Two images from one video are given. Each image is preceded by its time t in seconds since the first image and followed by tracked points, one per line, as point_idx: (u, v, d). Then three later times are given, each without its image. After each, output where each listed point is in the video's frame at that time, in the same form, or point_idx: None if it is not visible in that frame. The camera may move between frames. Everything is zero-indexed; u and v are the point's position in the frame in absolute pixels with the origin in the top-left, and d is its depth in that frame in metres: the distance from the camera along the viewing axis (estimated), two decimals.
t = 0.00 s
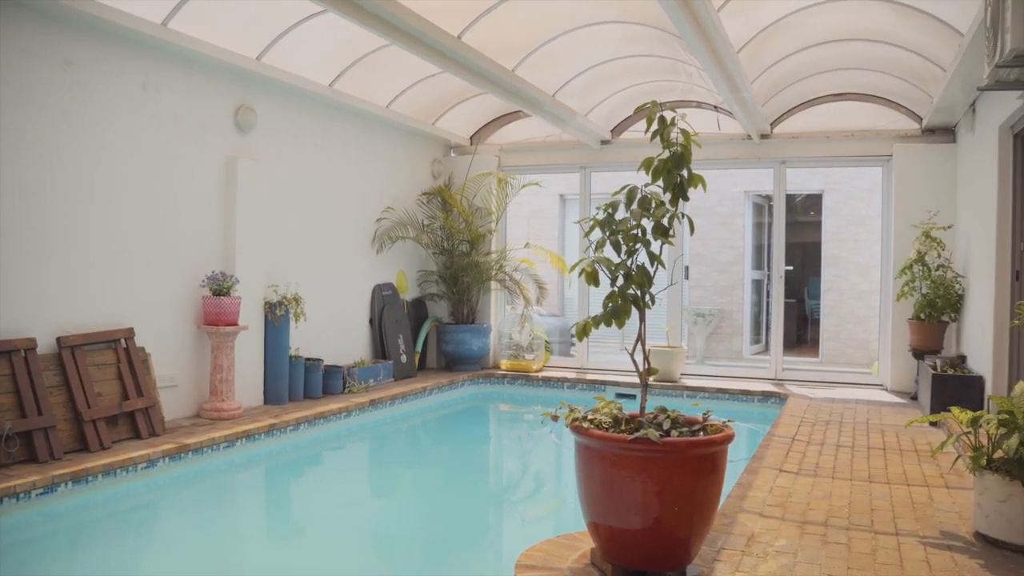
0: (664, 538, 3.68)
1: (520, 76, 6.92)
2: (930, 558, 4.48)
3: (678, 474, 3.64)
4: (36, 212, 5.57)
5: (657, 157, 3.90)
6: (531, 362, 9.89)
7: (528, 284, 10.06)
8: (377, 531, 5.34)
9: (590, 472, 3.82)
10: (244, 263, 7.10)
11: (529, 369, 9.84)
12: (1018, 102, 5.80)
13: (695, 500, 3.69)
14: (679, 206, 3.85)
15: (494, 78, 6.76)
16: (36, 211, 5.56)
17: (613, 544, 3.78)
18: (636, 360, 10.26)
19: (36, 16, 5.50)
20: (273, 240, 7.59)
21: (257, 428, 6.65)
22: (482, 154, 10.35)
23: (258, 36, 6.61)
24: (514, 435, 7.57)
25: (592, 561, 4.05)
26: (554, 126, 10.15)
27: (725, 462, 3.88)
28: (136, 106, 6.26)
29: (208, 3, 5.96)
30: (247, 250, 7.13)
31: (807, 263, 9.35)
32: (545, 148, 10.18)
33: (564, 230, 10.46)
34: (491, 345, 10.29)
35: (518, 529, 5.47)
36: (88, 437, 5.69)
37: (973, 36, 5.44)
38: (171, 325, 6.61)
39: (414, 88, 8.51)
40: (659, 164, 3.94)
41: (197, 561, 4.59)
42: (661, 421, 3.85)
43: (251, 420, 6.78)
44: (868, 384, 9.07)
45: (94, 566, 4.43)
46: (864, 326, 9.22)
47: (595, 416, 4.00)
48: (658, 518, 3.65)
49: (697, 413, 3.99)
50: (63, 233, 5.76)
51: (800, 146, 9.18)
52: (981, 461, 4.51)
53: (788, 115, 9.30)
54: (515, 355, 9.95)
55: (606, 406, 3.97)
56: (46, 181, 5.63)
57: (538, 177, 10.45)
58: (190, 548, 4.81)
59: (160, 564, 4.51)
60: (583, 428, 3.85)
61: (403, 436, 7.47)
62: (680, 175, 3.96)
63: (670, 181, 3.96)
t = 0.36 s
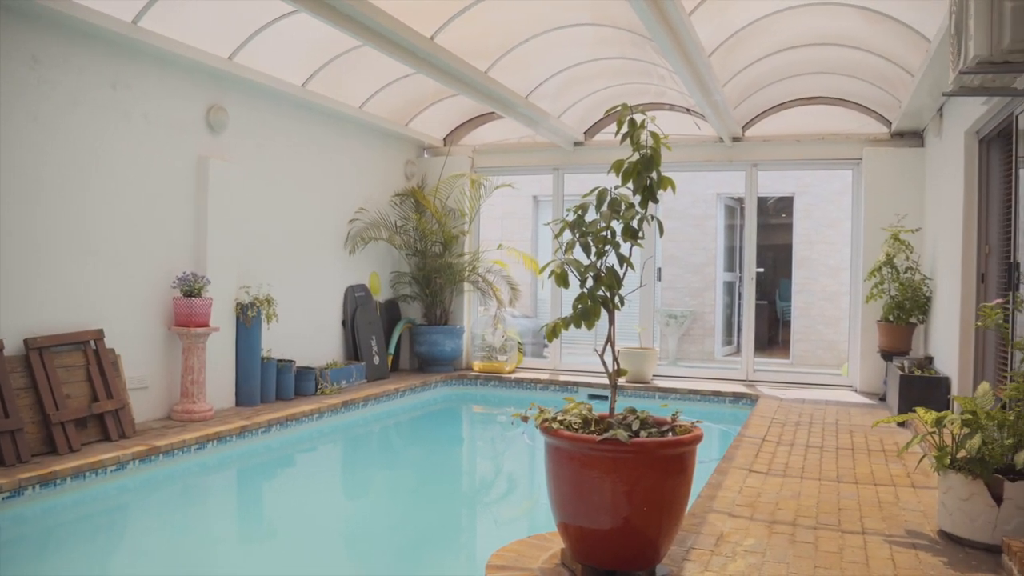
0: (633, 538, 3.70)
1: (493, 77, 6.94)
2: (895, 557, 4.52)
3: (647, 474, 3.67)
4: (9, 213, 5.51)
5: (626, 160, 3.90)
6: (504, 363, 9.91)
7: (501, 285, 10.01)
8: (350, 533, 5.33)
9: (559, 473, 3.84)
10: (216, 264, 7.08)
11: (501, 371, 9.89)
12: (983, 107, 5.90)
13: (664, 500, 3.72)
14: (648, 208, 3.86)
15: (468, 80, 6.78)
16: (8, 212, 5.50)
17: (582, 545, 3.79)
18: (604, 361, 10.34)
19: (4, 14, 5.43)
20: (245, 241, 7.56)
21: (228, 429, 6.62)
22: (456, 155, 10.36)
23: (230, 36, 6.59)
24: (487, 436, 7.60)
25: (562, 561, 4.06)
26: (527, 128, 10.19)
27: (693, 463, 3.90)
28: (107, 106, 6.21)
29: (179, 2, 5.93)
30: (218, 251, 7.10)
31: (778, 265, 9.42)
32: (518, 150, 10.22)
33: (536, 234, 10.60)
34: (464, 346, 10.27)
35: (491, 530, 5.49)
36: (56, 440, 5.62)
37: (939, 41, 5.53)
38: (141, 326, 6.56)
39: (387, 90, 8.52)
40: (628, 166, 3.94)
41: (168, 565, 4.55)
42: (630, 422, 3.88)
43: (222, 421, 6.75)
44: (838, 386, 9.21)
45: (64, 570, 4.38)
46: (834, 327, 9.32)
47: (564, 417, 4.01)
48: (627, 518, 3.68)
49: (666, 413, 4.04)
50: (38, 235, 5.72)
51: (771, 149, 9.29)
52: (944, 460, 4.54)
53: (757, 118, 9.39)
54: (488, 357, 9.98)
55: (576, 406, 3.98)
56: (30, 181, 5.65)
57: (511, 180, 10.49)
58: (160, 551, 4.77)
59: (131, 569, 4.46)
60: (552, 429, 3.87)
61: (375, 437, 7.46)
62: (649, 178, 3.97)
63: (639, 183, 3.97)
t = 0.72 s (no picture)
0: (602, 539, 3.72)
1: (467, 79, 6.95)
2: (861, 555, 4.50)
3: (615, 475, 3.69)
4: None
5: (596, 162, 3.88)
6: (478, 365, 9.97)
7: (474, 287, 10.08)
8: (322, 535, 5.31)
9: (529, 475, 3.85)
10: (187, 266, 7.05)
11: (474, 372, 9.93)
12: (949, 111, 5.99)
13: (633, 501, 3.74)
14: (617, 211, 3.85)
15: (442, 81, 6.79)
16: None
17: (551, 546, 3.82)
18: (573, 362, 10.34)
19: None
20: (216, 242, 7.52)
21: (198, 432, 6.58)
22: (429, 156, 10.35)
23: (202, 36, 6.57)
24: (460, 438, 7.62)
25: (532, 562, 4.06)
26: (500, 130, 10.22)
27: (662, 463, 3.93)
28: (77, 105, 6.15)
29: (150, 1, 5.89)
30: (189, 252, 7.07)
31: (751, 267, 9.49)
32: (492, 152, 10.25)
33: (509, 235, 10.62)
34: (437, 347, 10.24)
35: (465, 531, 5.50)
36: (23, 443, 5.55)
37: (906, 46, 5.60)
38: (111, 328, 6.51)
39: (360, 91, 8.52)
40: (598, 169, 3.93)
41: (137, 569, 4.52)
42: (599, 423, 3.88)
43: (193, 424, 6.72)
44: (807, 387, 9.32)
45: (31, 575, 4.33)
46: (805, 329, 9.40)
47: (534, 418, 4.02)
48: (596, 520, 3.70)
49: (636, 416, 4.05)
50: (9, 235, 5.66)
51: (744, 152, 9.39)
52: (910, 460, 4.55)
53: (731, 121, 9.46)
54: (461, 359, 10.04)
55: (546, 408, 3.99)
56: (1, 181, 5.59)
57: (485, 181, 10.47)
58: (130, 555, 4.72)
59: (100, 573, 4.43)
60: (521, 431, 3.88)
61: (348, 439, 7.45)
62: (619, 180, 3.96)
63: (609, 186, 3.96)
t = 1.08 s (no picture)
0: (572, 541, 3.73)
1: (439, 81, 6.96)
2: (829, 554, 4.53)
3: (585, 476, 3.71)
4: None
5: (564, 164, 3.90)
6: (451, 367, 9.98)
7: (447, 288, 10.11)
8: (294, 538, 5.29)
9: (499, 476, 3.86)
10: (157, 268, 7.01)
11: (447, 374, 9.94)
12: (917, 116, 6.07)
13: (603, 502, 3.76)
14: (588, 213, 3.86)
15: (415, 83, 6.79)
16: None
17: (522, 547, 3.82)
18: (543, 364, 10.37)
19: None
20: (187, 244, 7.49)
21: (168, 435, 6.55)
22: (402, 158, 10.35)
23: (173, 36, 6.54)
24: (434, 440, 7.63)
25: (502, 564, 4.05)
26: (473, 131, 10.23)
27: (632, 465, 3.95)
28: (45, 105, 6.09)
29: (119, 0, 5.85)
30: (159, 254, 7.04)
31: (723, 269, 9.55)
32: (465, 154, 10.28)
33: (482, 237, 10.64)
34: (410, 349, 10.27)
35: (438, 533, 5.50)
36: None
37: (875, 50, 5.65)
38: (79, 331, 6.46)
39: (332, 93, 8.51)
40: (567, 172, 3.96)
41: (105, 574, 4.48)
42: (569, 425, 3.89)
43: (163, 427, 6.69)
44: (778, 387, 9.41)
45: None
46: (776, 330, 9.47)
47: (504, 421, 4.03)
48: (566, 521, 3.71)
49: (604, 418, 4.05)
50: None
51: (715, 155, 9.46)
52: (876, 460, 4.51)
53: (701, 125, 9.53)
54: (434, 360, 10.04)
55: (515, 410, 4.00)
56: None
57: (457, 183, 10.51)
58: (97, 561, 4.68)
59: None
60: (491, 433, 3.88)
61: (320, 442, 7.44)
62: (589, 182, 3.98)
63: (578, 188, 3.98)
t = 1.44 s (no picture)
0: (543, 541, 3.74)
1: (411, 82, 6.95)
2: (799, 553, 4.53)
3: (556, 477, 3.71)
4: None
5: (533, 166, 3.87)
6: (423, 368, 9.93)
7: (420, 290, 10.15)
8: (265, 542, 5.27)
9: (470, 478, 3.85)
10: (126, 270, 6.96)
11: (420, 375, 9.87)
12: (884, 118, 6.14)
13: (573, 503, 3.77)
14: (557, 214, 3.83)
15: (386, 84, 6.78)
16: None
17: (493, 549, 3.82)
18: (512, 366, 10.39)
19: None
20: (157, 247, 7.44)
21: (138, 440, 6.50)
22: (374, 159, 10.34)
23: (141, 36, 6.49)
24: (407, 442, 7.63)
25: (473, 566, 4.05)
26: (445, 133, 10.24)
27: (602, 466, 3.97)
28: (11, 105, 6.02)
29: None
30: (128, 257, 6.98)
31: (695, 270, 9.61)
32: (437, 156, 10.29)
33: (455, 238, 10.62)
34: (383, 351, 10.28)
35: (411, 535, 5.49)
36: None
37: (842, 53, 5.69)
38: (47, 334, 6.40)
39: (303, 94, 8.50)
40: (536, 173, 3.92)
41: None
42: (538, 426, 3.91)
43: (132, 431, 6.64)
44: (752, 387, 9.47)
45: None
46: (748, 330, 9.53)
47: (474, 422, 4.02)
48: (536, 522, 3.72)
49: (575, 418, 4.08)
50: None
51: (685, 156, 9.51)
52: (845, 458, 4.55)
53: (673, 125, 9.57)
54: (406, 362, 10.00)
55: (485, 411, 3.99)
56: None
57: (429, 184, 10.54)
58: (64, 567, 4.63)
59: None
60: (461, 435, 3.87)
61: (293, 445, 7.42)
62: (558, 184, 3.95)
63: (547, 189, 3.95)
